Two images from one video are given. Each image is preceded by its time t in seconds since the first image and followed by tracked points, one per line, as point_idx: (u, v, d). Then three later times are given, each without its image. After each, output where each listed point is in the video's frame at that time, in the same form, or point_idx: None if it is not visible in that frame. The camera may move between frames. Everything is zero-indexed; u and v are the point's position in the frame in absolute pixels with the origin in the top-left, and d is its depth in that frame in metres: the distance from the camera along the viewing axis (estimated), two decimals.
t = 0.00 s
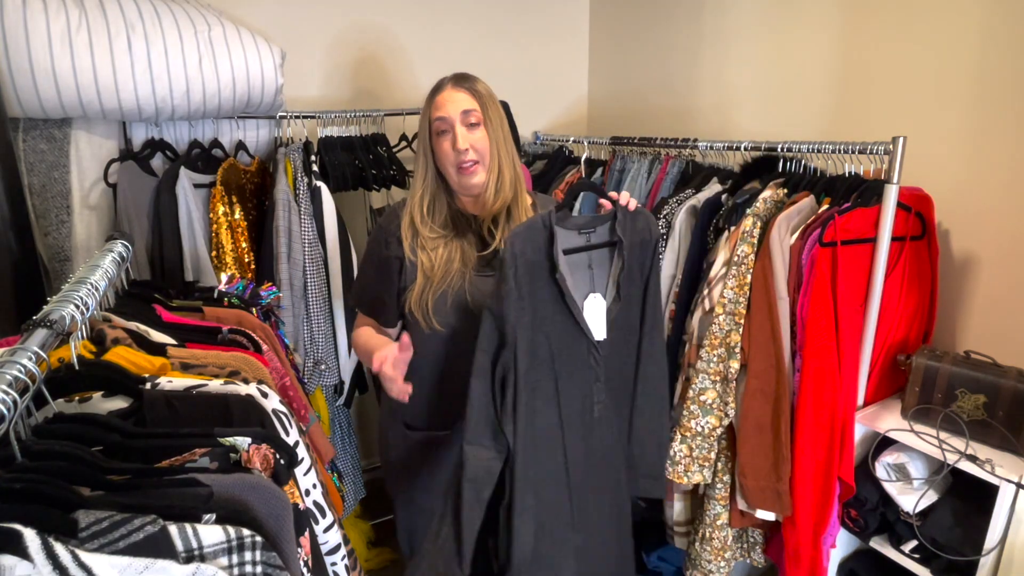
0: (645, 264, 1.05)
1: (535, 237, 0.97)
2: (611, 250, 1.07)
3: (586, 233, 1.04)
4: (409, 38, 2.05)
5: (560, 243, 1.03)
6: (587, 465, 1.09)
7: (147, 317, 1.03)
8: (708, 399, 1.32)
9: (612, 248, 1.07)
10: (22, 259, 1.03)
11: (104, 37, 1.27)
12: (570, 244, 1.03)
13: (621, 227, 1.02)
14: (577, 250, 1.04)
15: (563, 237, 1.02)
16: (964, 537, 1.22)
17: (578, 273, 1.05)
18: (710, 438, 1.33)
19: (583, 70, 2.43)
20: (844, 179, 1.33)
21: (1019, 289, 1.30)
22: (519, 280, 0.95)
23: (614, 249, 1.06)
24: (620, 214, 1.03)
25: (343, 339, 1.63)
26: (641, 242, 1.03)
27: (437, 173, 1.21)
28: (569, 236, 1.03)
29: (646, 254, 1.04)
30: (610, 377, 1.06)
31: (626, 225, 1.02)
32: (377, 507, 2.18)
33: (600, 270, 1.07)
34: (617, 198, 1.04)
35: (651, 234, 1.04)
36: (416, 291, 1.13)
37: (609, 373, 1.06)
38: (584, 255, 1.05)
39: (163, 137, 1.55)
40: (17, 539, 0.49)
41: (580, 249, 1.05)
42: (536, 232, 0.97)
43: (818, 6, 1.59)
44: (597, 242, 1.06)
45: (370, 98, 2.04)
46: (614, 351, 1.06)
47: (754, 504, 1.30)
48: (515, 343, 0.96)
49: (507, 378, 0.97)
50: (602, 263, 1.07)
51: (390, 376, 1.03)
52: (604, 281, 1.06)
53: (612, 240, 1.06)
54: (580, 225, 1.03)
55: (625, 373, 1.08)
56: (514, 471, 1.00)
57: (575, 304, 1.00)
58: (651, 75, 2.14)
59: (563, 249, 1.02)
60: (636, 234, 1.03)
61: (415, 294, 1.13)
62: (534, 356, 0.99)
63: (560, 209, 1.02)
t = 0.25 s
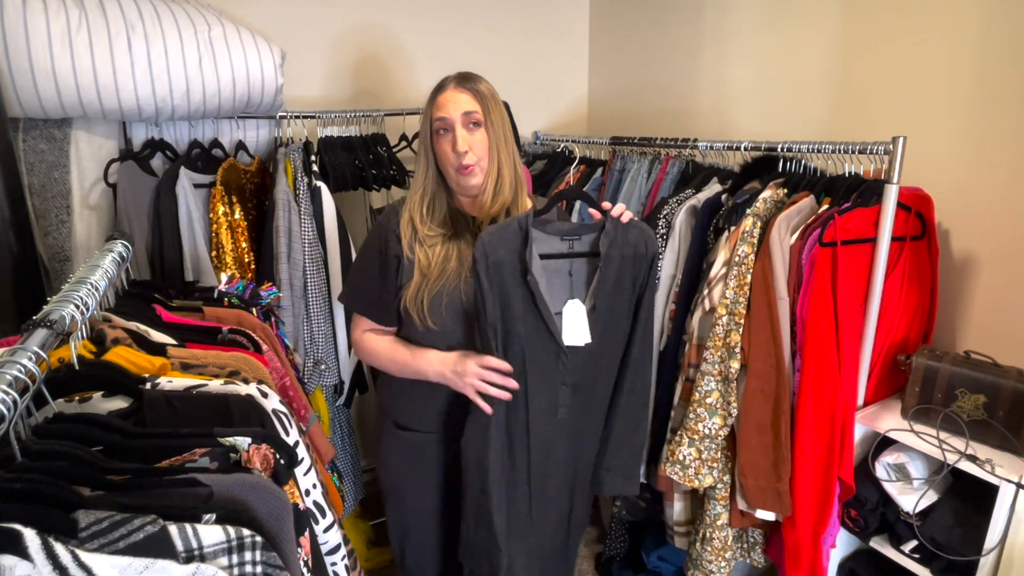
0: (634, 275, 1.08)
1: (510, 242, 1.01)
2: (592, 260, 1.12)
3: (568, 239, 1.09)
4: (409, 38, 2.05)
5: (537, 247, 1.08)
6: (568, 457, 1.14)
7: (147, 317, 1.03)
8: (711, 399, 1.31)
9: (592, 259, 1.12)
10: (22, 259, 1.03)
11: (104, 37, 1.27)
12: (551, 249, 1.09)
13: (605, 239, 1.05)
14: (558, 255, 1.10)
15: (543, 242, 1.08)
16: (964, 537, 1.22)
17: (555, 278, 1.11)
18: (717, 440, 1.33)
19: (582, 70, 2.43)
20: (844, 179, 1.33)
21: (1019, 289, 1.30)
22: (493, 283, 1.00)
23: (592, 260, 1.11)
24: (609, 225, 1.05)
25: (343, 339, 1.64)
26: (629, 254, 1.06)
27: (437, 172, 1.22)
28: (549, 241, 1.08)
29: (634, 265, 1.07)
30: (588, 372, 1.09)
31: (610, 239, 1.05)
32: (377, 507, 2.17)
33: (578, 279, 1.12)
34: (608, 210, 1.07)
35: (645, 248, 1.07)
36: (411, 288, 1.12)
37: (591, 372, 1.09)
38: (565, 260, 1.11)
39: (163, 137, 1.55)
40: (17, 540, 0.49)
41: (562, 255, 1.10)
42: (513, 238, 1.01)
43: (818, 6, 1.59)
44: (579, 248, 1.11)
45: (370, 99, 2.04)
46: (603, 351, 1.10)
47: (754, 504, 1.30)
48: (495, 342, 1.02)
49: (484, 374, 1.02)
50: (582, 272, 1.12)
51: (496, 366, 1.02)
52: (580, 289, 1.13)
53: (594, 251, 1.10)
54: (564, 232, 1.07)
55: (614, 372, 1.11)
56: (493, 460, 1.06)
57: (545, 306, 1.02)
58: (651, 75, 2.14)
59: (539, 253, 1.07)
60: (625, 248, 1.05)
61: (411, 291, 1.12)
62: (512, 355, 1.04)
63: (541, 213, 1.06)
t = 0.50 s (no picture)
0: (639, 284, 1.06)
1: (527, 245, 1.03)
2: (603, 270, 1.12)
3: (581, 247, 1.10)
4: (409, 38, 2.05)
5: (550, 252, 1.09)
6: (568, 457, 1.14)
7: (147, 317, 1.03)
8: (711, 400, 1.31)
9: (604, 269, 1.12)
10: (22, 260, 1.03)
11: (104, 37, 1.27)
12: (562, 254, 1.10)
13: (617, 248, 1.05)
14: (569, 261, 1.11)
15: (557, 246, 1.09)
16: (964, 537, 1.22)
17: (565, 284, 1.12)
18: (716, 439, 1.33)
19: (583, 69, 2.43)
20: (843, 179, 1.33)
21: (1019, 289, 1.30)
22: (501, 284, 1.01)
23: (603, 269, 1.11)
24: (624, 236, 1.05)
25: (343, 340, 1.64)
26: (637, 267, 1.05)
27: (443, 169, 1.21)
28: (561, 247, 1.09)
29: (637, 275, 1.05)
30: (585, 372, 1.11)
31: (622, 249, 1.04)
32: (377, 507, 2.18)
33: (588, 287, 1.13)
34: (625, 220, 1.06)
35: (657, 261, 1.04)
36: (413, 287, 1.12)
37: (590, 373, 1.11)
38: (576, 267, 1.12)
39: (163, 137, 1.55)
40: (17, 539, 0.49)
41: (574, 262, 1.11)
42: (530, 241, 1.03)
43: (818, 6, 1.59)
44: (591, 257, 1.11)
45: (370, 98, 2.03)
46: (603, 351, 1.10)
47: (754, 504, 1.30)
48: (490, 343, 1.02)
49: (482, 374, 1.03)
50: (591, 280, 1.12)
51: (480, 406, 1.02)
52: (589, 298, 1.13)
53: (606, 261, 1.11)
54: (578, 239, 1.09)
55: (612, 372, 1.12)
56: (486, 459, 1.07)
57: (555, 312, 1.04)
58: (651, 75, 2.14)
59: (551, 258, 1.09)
60: (636, 260, 1.04)
61: (411, 290, 1.13)
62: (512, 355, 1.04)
63: (558, 219, 1.07)
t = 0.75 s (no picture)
0: (639, 288, 1.09)
1: (535, 228, 1.06)
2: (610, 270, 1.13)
3: (590, 244, 1.12)
4: (409, 38, 2.04)
5: (559, 244, 1.12)
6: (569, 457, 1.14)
7: (147, 317, 1.03)
8: (711, 400, 1.31)
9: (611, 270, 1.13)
10: (22, 260, 1.03)
11: (104, 37, 1.27)
12: (572, 249, 1.12)
13: (626, 254, 1.07)
14: (576, 256, 1.13)
15: (566, 238, 1.11)
16: (964, 537, 1.22)
17: (571, 279, 1.14)
18: (716, 440, 1.33)
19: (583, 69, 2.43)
20: (843, 179, 1.33)
21: (1019, 289, 1.30)
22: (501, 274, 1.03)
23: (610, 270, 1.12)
24: (633, 241, 1.07)
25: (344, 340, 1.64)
26: (640, 276, 1.08)
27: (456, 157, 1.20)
28: (570, 241, 1.11)
29: (642, 279, 1.08)
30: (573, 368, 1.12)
31: (632, 255, 1.07)
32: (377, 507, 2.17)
33: (595, 285, 1.14)
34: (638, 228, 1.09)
35: (665, 273, 1.07)
36: (412, 283, 1.13)
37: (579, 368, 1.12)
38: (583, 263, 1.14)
39: (163, 137, 1.55)
40: (17, 540, 0.49)
41: (582, 258, 1.13)
42: (538, 227, 1.06)
43: (818, 6, 1.59)
44: (598, 256, 1.13)
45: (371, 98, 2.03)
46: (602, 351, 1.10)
47: (754, 504, 1.30)
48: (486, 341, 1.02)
49: (483, 354, 1.03)
50: (598, 279, 1.14)
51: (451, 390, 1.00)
52: (594, 296, 1.14)
53: (613, 263, 1.12)
54: (588, 236, 1.10)
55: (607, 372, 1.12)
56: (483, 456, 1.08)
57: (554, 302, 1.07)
58: (651, 75, 2.14)
59: (558, 250, 1.11)
60: (641, 268, 1.08)
61: (412, 287, 1.13)
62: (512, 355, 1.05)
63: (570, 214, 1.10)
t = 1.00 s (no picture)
0: (639, 285, 1.08)
1: (532, 217, 1.07)
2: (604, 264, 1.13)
3: (586, 237, 1.11)
4: (409, 39, 2.04)
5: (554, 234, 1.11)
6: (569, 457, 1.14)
7: (147, 317, 1.03)
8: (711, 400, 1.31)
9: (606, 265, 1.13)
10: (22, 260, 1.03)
11: (104, 37, 1.27)
12: (567, 240, 1.12)
13: (625, 249, 1.07)
14: (571, 247, 1.12)
15: (561, 229, 1.10)
16: (964, 537, 1.22)
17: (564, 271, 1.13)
18: (720, 441, 1.33)
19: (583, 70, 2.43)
20: (843, 179, 1.33)
21: (1019, 289, 1.30)
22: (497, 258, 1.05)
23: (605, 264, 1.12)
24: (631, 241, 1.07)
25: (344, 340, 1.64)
26: (639, 272, 1.08)
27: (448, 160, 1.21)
28: (566, 232, 1.11)
29: (642, 275, 1.08)
30: (573, 361, 1.12)
31: (630, 251, 1.07)
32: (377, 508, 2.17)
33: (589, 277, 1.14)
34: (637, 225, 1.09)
35: (665, 276, 1.07)
36: (417, 284, 1.13)
37: (579, 363, 1.13)
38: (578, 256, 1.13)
39: (163, 137, 1.55)
40: (17, 540, 0.49)
41: (577, 250, 1.12)
42: (536, 215, 1.07)
43: (818, 6, 1.59)
44: (593, 250, 1.13)
45: (370, 98, 2.03)
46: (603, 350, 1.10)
47: (754, 504, 1.30)
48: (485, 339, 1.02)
49: (488, 343, 1.04)
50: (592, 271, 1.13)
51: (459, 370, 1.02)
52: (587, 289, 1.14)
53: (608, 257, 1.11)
54: (585, 229, 1.10)
55: (608, 370, 1.12)
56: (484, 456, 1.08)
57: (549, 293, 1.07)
58: (651, 75, 2.14)
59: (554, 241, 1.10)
60: (640, 264, 1.07)
61: (415, 288, 1.13)
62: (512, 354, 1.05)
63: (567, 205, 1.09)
